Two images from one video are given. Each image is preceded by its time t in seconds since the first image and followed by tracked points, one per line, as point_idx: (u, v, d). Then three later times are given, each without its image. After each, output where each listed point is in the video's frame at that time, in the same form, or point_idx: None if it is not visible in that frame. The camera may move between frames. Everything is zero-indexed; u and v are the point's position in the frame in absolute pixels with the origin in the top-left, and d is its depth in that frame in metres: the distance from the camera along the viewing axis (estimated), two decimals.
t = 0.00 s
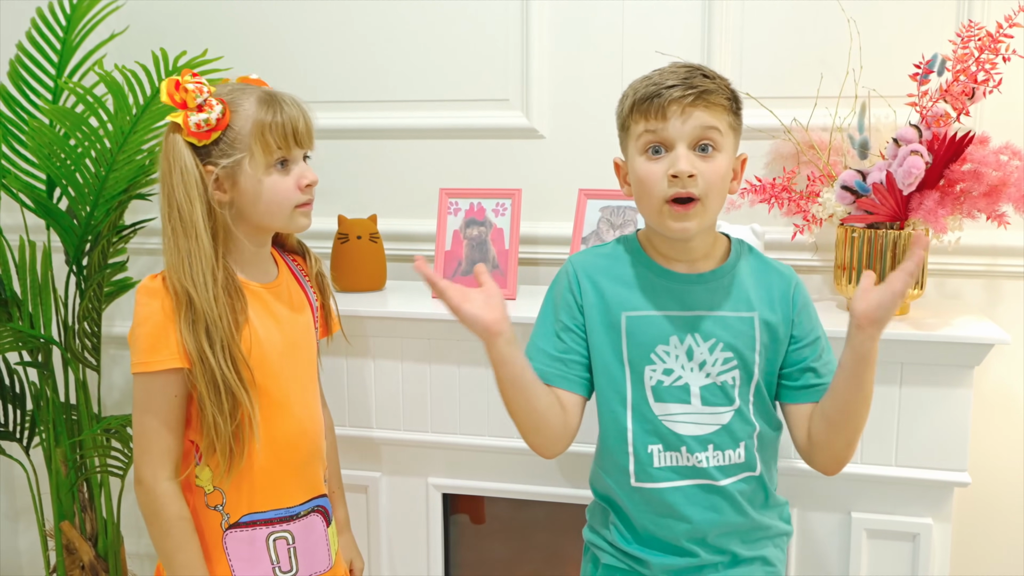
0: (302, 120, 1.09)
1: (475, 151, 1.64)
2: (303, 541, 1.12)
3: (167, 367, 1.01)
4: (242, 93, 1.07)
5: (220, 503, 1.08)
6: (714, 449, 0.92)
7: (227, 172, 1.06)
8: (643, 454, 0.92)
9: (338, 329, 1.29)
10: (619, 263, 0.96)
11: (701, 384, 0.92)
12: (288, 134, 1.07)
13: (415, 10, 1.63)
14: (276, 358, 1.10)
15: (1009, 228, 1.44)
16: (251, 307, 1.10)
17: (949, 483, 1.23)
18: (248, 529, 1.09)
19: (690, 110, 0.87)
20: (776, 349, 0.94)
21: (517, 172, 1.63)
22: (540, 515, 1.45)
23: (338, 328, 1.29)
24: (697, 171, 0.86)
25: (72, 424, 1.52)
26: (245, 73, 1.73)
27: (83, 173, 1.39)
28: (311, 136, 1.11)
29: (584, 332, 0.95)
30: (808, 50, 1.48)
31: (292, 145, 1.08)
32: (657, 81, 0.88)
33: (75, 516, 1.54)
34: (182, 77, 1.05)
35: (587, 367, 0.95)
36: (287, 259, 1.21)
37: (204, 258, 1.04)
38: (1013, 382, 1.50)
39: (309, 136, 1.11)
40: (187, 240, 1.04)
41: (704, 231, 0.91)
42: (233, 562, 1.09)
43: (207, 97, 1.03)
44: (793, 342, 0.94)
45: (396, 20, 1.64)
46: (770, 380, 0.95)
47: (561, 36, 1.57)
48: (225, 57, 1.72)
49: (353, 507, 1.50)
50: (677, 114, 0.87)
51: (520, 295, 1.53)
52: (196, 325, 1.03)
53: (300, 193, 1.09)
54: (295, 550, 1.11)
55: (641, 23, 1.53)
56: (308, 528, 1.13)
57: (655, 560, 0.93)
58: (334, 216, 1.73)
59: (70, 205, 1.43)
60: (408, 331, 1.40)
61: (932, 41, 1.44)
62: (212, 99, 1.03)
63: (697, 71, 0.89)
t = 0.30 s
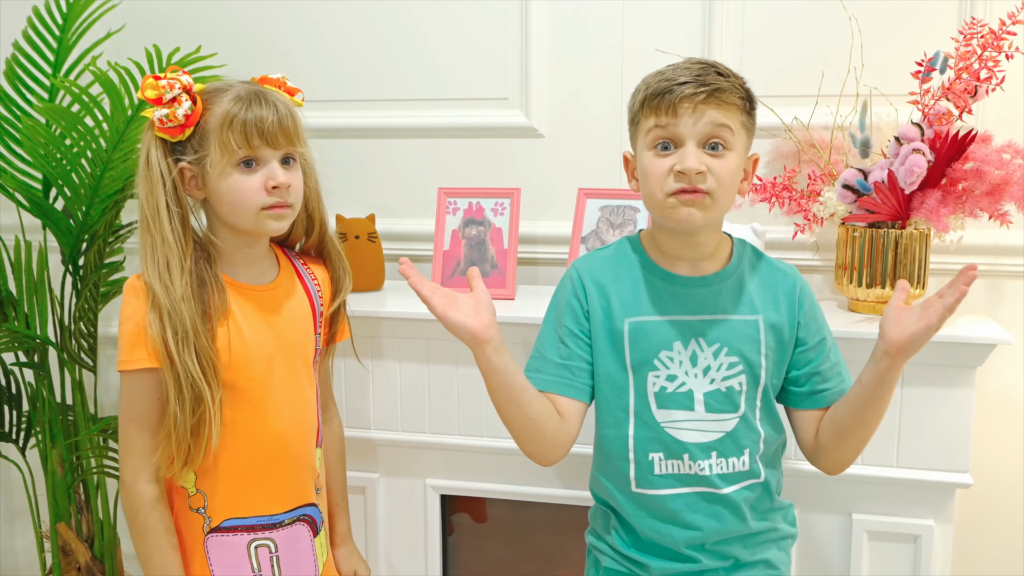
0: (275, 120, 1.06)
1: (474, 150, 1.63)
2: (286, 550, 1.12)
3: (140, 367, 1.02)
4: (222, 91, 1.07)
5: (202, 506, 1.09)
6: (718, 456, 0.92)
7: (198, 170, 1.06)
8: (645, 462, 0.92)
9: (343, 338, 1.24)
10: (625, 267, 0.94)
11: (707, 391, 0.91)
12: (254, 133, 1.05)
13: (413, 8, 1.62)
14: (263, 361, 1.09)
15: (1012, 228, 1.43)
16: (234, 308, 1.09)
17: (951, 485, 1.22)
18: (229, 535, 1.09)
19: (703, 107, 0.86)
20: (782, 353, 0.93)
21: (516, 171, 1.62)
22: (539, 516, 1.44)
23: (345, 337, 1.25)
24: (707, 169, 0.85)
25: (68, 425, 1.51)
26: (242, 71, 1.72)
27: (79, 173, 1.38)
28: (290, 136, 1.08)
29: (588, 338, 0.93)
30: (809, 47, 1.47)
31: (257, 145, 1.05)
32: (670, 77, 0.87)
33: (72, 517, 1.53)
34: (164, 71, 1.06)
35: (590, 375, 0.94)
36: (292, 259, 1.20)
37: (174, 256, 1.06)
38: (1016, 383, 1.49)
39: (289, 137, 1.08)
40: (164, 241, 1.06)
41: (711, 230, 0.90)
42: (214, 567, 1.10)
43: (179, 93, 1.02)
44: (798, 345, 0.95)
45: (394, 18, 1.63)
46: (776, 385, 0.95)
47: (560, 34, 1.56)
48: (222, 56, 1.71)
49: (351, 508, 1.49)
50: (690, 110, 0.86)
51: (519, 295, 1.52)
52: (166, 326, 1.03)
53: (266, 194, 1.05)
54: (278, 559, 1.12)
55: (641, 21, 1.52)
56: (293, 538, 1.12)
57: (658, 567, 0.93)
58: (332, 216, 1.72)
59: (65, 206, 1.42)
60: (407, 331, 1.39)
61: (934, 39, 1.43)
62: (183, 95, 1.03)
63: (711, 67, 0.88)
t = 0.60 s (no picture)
0: (286, 122, 1.07)
1: (474, 149, 1.62)
2: (274, 559, 1.11)
3: (130, 372, 1.03)
4: (230, 90, 1.07)
5: (190, 513, 1.08)
6: (714, 461, 0.91)
7: (203, 168, 1.05)
8: (639, 464, 0.92)
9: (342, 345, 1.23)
10: (622, 270, 0.94)
11: (701, 394, 0.91)
12: (267, 134, 1.05)
13: (413, 6, 1.61)
14: (253, 366, 1.08)
15: (1015, 227, 1.42)
16: (225, 314, 1.08)
17: (955, 485, 1.21)
18: (216, 543, 1.08)
19: (701, 110, 0.85)
20: (780, 359, 0.92)
21: (517, 170, 1.61)
22: (540, 517, 1.43)
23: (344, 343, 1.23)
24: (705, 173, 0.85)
25: (66, 426, 1.50)
26: (241, 70, 1.71)
27: (76, 173, 1.37)
28: (297, 139, 1.08)
29: (582, 342, 0.94)
30: (810, 46, 1.46)
31: (270, 145, 1.05)
32: (668, 78, 0.86)
33: (70, 518, 1.52)
34: (169, 70, 1.05)
35: (583, 378, 0.94)
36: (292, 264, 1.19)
37: (170, 260, 1.05)
38: (1019, 382, 1.48)
39: (297, 139, 1.09)
40: (155, 247, 1.06)
41: (708, 234, 0.90)
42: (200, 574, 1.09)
43: (187, 92, 1.02)
44: (798, 351, 0.93)
45: (393, 16, 1.63)
46: (773, 391, 0.94)
47: (561, 32, 1.56)
48: (220, 54, 1.70)
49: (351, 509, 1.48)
50: (688, 113, 0.85)
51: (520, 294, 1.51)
52: (153, 330, 1.04)
53: (276, 196, 1.06)
54: (265, 567, 1.11)
55: (642, 19, 1.51)
56: (282, 546, 1.12)
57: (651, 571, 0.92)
58: (331, 215, 1.71)
59: (63, 205, 1.41)
60: (407, 332, 1.39)
61: (936, 37, 1.42)
62: (191, 93, 1.03)
63: (710, 68, 0.87)
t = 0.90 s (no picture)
0: (285, 121, 1.06)
1: (475, 148, 1.62)
2: (270, 563, 1.10)
3: (127, 375, 1.03)
4: (229, 90, 1.06)
5: (186, 516, 1.08)
6: (716, 464, 0.90)
7: (202, 169, 1.05)
8: (641, 466, 0.92)
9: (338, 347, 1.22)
10: (625, 272, 0.94)
11: (702, 396, 0.90)
12: (268, 133, 1.05)
13: (415, 4, 1.61)
14: (250, 368, 1.07)
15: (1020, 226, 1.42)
16: (223, 317, 1.07)
17: (960, 486, 1.21)
18: (211, 547, 1.08)
19: (707, 116, 0.84)
20: (784, 360, 0.91)
21: (518, 169, 1.61)
22: (542, 517, 1.43)
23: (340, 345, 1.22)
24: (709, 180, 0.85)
25: (66, 426, 1.49)
26: (241, 68, 1.70)
27: (75, 172, 1.36)
28: (296, 138, 1.08)
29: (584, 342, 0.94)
30: (814, 44, 1.46)
31: (269, 144, 1.05)
32: (674, 80, 0.85)
33: (71, 519, 1.51)
34: (165, 69, 1.05)
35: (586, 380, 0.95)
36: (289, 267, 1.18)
37: (169, 262, 1.05)
38: None
39: (295, 138, 1.08)
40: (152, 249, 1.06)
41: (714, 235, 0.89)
42: None
43: (185, 91, 1.02)
44: (804, 354, 0.92)
45: (395, 15, 1.62)
46: (778, 394, 0.93)
47: (563, 30, 1.55)
48: (221, 52, 1.70)
49: (352, 510, 1.48)
50: (694, 119, 0.84)
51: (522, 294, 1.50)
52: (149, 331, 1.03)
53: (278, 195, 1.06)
54: (262, 571, 1.10)
55: (645, 18, 1.51)
56: (278, 549, 1.11)
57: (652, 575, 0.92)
58: (332, 214, 1.70)
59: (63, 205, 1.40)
60: (409, 331, 1.38)
61: (940, 35, 1.41)
62: (190, 93, 1.02)
63: (719, 70, 0.85)
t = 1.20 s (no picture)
0: (280, 122, 1.05)
1: (483, 145, 1.61)
2: (271, 568, 1.10)
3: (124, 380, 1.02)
4: (226, 91, 1.05)
5: (185, 524, 1.07)
6: (723, 466, 0.90)
7: (198, 172, 1.04)
8: (649, 466, 0.93)
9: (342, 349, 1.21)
10: (647, 272, 0.96)
11: (711, 397, 0.91)
12: (260, 135, 1.03)
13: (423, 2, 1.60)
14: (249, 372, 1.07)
15: None
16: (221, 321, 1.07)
17: (970, 485, 1.20)
18: (212, 554, 1.07)
19: (616, 126, 0.91)
20: (798, 363, 0.90)
21: (526, 167, 1.60)
22: (550, 516, 1.42)
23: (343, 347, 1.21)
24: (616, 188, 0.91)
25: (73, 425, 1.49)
26: (248, 65, 1.70)
27: (83, 170, 1.36)
28: (292, 138, 1.06)
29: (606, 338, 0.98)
30: (823, 42, 1.45)
31: (263, 145, 1.04)
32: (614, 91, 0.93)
33: (77, 518, 1.51)
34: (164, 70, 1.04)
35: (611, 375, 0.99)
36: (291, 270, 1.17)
37: (167, 267, 1.04)
38: None
39: (291, 138, 1.06)
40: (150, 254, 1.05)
41: (685, 238, 0.91)
42: None
43: (180, 92, 1.01)
44: (820, 358, 0.90)
45: (402, 12, 1.61)
46: (794, 397, 0.92)
47: (572, 28, 1.54)
48: (227, 49, 1.69)
49: (360, 508, 1.47)
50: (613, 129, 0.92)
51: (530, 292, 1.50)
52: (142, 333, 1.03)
53: (275, 198, 1.05)
54: None
55: (654, 15, 1.50)
56: (279, 555, 1.10)
57: None
58: (339, 212, 1.70)
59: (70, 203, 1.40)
60: (417, 330, 1.37)
61: (951, 32, 1.41)
62: (184, 94, 1.01)
63: (641, 81, 0.90)
